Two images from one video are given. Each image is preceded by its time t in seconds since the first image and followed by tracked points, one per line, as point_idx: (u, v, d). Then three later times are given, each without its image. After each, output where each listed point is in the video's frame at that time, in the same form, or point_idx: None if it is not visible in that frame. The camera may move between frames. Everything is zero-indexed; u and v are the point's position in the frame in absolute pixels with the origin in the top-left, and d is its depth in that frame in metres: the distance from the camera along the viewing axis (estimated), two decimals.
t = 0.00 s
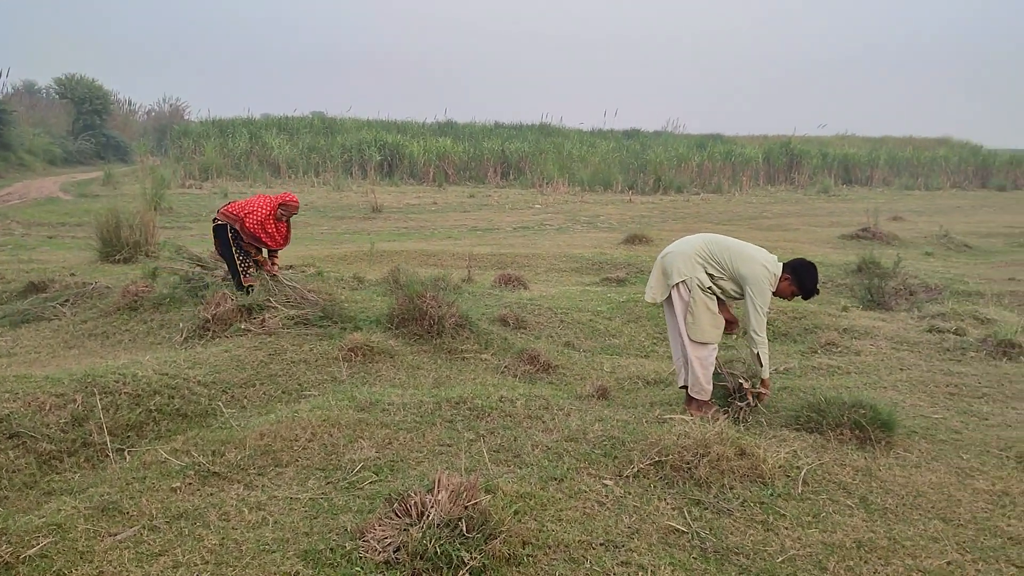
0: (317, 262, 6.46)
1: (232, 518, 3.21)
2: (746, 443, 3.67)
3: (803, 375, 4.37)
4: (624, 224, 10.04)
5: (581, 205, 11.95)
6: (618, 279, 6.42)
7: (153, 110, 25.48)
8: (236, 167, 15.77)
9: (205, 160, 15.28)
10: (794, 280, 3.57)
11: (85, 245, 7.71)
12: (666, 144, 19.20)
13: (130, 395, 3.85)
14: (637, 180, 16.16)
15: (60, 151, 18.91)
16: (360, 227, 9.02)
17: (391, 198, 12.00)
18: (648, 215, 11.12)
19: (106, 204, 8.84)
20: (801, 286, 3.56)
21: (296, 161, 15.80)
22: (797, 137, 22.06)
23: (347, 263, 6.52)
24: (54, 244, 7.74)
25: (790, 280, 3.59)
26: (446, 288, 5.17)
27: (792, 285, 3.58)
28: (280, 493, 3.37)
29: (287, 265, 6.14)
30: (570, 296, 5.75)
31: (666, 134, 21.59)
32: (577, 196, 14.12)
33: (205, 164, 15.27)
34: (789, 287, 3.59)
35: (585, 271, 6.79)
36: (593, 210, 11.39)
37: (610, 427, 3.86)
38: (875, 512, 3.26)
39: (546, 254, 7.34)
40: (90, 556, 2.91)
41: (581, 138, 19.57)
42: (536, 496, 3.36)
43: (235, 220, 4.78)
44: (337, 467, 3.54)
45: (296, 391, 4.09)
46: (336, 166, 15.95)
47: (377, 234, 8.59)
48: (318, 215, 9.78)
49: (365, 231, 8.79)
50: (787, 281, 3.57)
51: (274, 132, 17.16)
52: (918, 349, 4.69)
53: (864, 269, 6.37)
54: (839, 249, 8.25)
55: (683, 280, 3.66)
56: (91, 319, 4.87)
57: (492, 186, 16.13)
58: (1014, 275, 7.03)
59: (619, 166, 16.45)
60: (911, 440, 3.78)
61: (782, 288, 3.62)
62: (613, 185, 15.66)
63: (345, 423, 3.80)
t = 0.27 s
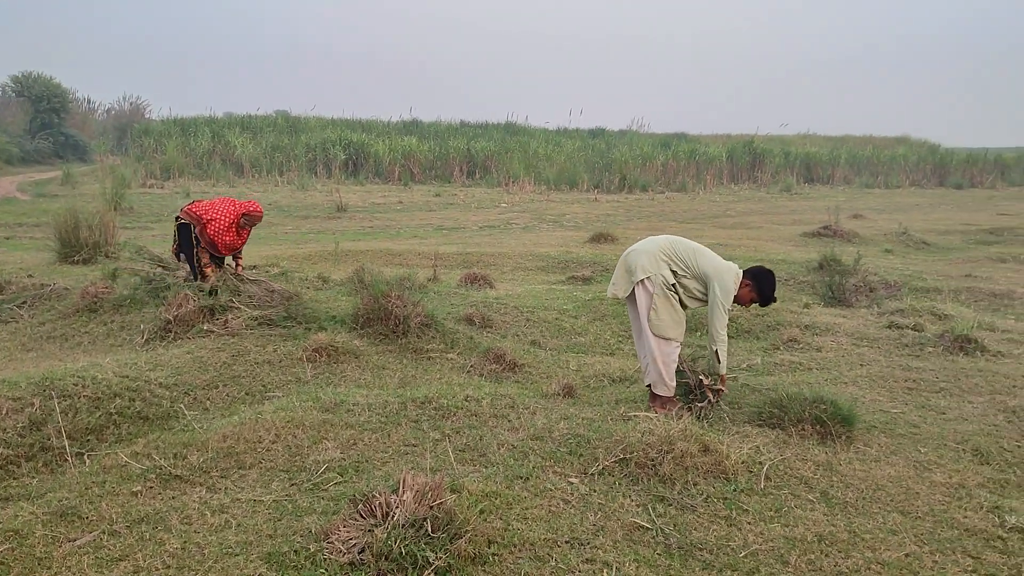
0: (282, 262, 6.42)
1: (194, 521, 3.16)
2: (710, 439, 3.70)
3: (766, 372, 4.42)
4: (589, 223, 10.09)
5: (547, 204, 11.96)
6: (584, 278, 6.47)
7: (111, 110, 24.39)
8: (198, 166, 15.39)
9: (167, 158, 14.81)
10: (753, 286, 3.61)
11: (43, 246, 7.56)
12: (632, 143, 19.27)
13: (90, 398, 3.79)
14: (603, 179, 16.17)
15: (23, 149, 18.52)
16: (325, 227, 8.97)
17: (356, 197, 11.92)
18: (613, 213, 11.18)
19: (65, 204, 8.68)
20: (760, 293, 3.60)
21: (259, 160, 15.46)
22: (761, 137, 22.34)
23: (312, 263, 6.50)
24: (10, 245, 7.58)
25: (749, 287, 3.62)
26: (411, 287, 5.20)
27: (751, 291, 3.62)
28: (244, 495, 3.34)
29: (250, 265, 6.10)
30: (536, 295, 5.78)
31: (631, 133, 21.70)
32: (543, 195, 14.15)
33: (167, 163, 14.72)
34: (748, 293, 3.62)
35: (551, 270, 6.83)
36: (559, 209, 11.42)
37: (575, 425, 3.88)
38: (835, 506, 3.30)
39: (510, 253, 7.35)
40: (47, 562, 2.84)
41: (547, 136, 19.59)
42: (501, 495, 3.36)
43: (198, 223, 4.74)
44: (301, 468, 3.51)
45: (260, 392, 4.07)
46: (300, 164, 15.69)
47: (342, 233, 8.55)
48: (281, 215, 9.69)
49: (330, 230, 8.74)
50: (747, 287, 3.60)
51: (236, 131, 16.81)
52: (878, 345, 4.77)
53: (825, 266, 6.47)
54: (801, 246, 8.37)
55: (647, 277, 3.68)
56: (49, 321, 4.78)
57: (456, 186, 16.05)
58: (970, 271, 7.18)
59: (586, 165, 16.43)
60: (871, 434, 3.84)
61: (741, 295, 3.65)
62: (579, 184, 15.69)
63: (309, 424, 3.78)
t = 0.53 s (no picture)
0: (249, 263, 6.38)
1: (158, 526, 3.12)
2: (677, 437, 3.70)
3: (733, 370, 4.46)
4: (558, 223, 10.12)
5: (516, 204, 11.98)
6: (553, 278, 6.50)
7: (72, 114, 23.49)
8: (163, 167, 15.04)
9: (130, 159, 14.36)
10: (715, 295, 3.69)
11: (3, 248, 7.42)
12: (601, 143, 19.34)
13: (51, 403, 3.72)
14: (572, 179, 16.17)
15: None
16: (293, 227, 8.91)
17: (325, 198, 11.85)
18: (582, 213, 11.22)
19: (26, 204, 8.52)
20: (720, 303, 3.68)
21: (225, 160, 15.21)
22: (729, 137, 22.57)
23: (280, 264, 6.48)
24: None
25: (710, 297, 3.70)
26: (379, 288, 5.21)
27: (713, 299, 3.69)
28: (209, 500, 3.29)
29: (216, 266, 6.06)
30: (505, 295, 5.81)
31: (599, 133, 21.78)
32: (512, 195, 14.15)
33: (130, 163, 14.28)
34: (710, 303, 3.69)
35: (520, 270, 6.86)
36: (528, 209, 11.44)
37: (544, 424, 3.88)
38: (801, 502, 3.32)
39: (478, 254, 7.36)
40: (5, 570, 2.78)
41: (516, 136, 19.59)
42: (470, 495, 3.35)
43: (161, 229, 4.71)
44: (267, 471, 3.48)
45: (226, 394, 4.04)
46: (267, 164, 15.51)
47: (310, 233, 8.51)
48: (248, 215, 9.60)
49: (298, 230, 8.69)
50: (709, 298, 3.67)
51: (202, 131, 16.51)
52: (842, 343, 4.84)
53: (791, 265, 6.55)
54: (767, 245, 8.47)
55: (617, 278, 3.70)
56: (10, 325, 4.71)
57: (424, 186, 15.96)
58: (931, 268, 7.31)
59: (555, 165, 16.43)
60: (835, 431, 3.88)
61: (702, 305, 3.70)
62: (548, 184, 15.69)
63: (276, 427, 3.75)
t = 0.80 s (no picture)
0: (219, 264, 6.33)
1: (126, 532, 3.06)
2: (649, 437, 3.70)
3: (704, 369, 4.50)
4: (531, 223, 10.14)
5: (489, 204, 11.96)
6: (526, 278, 6.52)
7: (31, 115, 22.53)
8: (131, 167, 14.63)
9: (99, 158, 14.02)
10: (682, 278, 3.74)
11: None
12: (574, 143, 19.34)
13: (16, 408, 3.65)
14: (545, 179, 16.14)
15: None
16: (264, 228, 8.84)
17: (297, 198, 11.75)
18: (555, 214, 11.24)
19: None
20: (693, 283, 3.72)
21: (195, 160, 14.98)
22: (702, 137, 22.69)
23: (251, 266, 6.44)
24: None
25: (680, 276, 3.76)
26: (351, 289, 5.20)
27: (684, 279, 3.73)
28: (178, 504, 3.24)
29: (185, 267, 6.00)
30: (477, 296, 5.83)
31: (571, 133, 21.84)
32: (485, 195, 14.14)
33: (98, 163, 13.91)
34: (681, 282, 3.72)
35: (493, 270, 6.88)
36: (501, 209, 11.45)
37: (517, 425, 3.88)
38: (771, 500, 3.33)
39: (449, 255, 7.35)
40: None
41: (489, 136, 19.59)
42: (442, 497, 3.32)
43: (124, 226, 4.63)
44: (238, 475, 3.44)
45: (196, 398, 4.02)
46: (237, 165, 15.35)
47: (282, 234, 8.45)
48: (218, 216, 9.49)
49: (269, 231, 8.62)
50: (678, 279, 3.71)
51: (170, 131, 16.20)
52: (811, 342, 4.90)
53: (761, 264, 6.62)
54: (738, 245, 8.55)
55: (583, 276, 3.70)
56: None
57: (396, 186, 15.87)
58: (898, 267, 7.42)
59: (527, 166, 16.40)
60: (805, 429, 3.91)
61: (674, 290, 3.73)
62: (520, 183, 15.68)
63: (246, 430, 3.73)
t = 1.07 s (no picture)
0: (193, 265, 6.30)
1: (98, 537, 3.01)
2: (624, 437, 3.66)
3: (680, 369, 4.53)
4: (508, 224, 10.15)
5: (466, 205, 12.01)
6: (502, 279, 6.54)
7: None
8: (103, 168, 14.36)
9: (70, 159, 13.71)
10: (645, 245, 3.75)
11: None
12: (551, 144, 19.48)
13: None
14: (521, 180, 16.27)
15: None
16: (238, 229, 8.79)
17: (272, 199, 11.69)
18: (531, 214, 11.30)
19: None
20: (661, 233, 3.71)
21: (168, 162, 14.80)
22: (677, 138, 22.90)
23: (225, 267, 6.41)
24: None
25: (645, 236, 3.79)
26: (327, 291, 5.19)
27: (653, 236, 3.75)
28: (151, 509, 3.19)
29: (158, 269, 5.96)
30: (454, 297, 5.85)
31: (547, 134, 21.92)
32: (461, 197, 14.15)
33: (69, 165, 13.63)
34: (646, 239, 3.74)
35: (469, 271, 6.89)
36: (478, 210, 11.46)
37: (493, 426, 3.86)
38: (746, 498, 3.29)
39: (424, 256, 7.36)
40: None
41: (466, 138, 19.62)
42: (419, 499, 3.28)
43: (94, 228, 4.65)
44: (212, 479, 3.40)
45: (170, 401, 3.99)
46: (212, 165, 15.23)
47: (257, 235, 8.41)
48: (192, 218, 9.42)
49: (243, 233, 8.58)
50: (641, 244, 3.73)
51: (144, 132, 15.95)
52: (785, 341, 4.94)
53: (736, 264, 6.68)
54: (713, 245, 8.63)
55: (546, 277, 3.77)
56: None
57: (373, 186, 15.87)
58: (871, 267, 7.51)
59: (504, 167, 16.50)
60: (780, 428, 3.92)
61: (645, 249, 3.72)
62: (497, 185, 15.78)
63: (220, 434, 3.70)
